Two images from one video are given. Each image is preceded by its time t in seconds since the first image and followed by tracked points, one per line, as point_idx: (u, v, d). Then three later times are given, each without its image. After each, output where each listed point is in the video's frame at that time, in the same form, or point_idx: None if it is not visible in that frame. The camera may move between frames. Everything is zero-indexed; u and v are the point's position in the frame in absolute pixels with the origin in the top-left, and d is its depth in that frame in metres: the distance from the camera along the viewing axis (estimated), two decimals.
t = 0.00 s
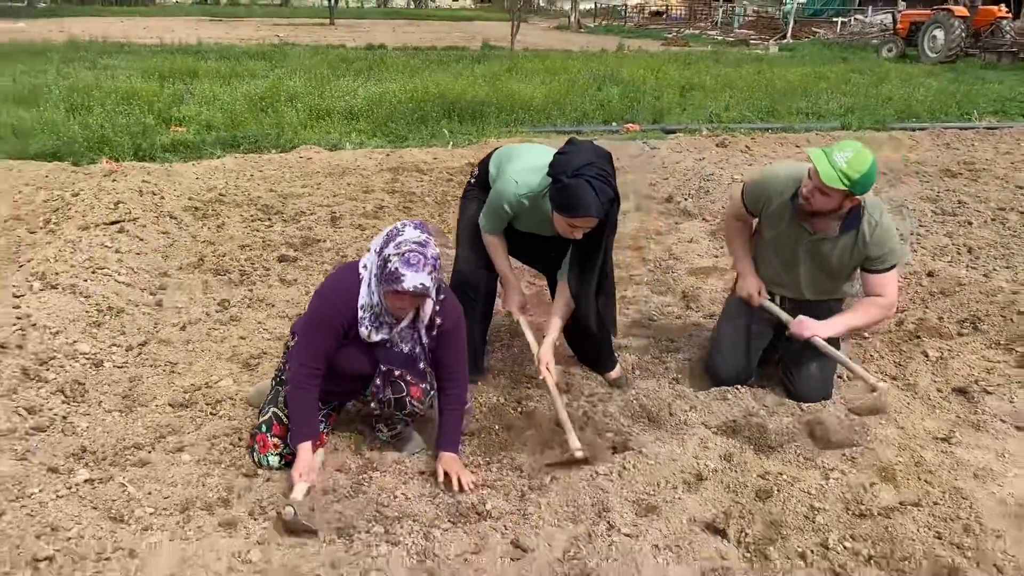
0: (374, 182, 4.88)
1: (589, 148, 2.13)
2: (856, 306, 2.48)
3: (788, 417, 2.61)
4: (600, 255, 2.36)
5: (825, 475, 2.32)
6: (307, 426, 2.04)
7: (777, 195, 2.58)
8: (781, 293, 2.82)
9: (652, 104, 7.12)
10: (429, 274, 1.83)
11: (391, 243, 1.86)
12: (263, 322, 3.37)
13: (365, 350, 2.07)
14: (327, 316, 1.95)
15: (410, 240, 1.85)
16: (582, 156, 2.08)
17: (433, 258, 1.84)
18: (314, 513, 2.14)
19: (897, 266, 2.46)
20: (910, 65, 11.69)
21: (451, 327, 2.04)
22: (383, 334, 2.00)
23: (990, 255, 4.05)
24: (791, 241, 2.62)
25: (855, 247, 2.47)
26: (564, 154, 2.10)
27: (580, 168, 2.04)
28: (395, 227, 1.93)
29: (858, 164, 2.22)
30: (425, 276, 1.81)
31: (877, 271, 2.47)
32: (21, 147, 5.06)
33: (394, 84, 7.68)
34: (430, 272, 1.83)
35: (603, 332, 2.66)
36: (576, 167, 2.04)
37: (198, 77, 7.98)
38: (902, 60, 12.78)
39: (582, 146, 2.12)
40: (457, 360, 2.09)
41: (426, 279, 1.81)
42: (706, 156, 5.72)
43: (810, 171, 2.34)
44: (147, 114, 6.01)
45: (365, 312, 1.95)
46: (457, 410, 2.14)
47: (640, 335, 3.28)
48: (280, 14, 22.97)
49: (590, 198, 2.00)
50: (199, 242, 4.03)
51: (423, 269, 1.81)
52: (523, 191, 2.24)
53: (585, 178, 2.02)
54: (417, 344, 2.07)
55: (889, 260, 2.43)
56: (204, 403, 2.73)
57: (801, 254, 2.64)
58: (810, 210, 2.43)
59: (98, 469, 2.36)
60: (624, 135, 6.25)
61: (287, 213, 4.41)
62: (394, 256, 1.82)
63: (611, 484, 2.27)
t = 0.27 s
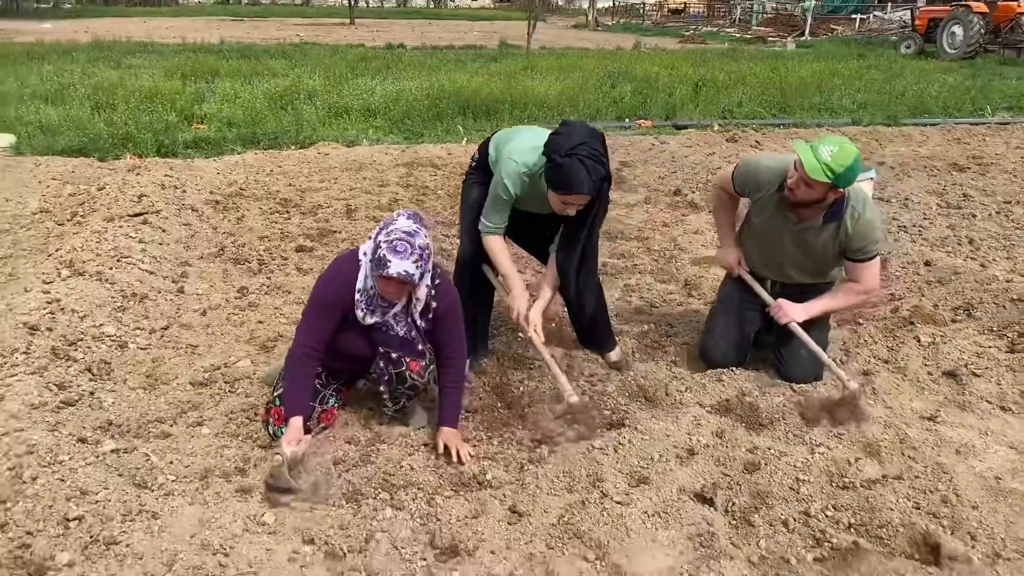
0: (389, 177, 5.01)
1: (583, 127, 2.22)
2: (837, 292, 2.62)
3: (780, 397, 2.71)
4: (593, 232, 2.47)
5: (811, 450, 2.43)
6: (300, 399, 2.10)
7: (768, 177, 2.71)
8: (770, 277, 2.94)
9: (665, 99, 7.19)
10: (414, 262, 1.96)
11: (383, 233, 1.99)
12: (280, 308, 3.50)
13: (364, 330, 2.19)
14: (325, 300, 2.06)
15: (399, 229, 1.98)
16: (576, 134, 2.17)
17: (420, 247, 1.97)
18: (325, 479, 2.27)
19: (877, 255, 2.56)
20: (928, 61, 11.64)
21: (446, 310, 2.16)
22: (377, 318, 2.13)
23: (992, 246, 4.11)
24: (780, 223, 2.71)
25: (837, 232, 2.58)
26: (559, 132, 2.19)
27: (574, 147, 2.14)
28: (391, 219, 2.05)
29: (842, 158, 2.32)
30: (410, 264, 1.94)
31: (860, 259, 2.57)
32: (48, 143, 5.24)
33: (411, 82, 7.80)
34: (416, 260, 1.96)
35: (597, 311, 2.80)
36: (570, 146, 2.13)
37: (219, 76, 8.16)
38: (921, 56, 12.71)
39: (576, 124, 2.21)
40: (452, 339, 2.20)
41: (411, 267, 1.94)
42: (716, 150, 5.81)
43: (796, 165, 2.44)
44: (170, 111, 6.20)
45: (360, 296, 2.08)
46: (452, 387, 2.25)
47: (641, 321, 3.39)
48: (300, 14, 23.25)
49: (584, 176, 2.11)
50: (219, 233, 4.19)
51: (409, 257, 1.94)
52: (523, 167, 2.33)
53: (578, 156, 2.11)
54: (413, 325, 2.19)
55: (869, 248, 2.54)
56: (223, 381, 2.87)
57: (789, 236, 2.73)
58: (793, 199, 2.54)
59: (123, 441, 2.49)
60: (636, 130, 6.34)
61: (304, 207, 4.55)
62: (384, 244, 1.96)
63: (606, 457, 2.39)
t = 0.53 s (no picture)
0: (397, 169, 5.10)
1: (596, 87, 2.31)
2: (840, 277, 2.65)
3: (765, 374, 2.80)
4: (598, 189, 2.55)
5: (792, 424, 2.53)
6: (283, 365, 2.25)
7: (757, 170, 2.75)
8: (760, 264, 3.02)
9: (672, 93, 7.25)
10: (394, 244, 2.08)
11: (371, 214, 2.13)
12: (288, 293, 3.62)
13: (354, 307, 2.33)
14: (315, 275, 2.21)
15: (385, 212, 2.11)
16: (588, 92, 2.27)
17: (402, 231, 2.08)
18: (325, 448, 2.39)
19: (865, 237, 2.64)
20: (940, 55, 11.57)
21: (432, 292, 2.27)
22: (362, 296, 2.26)
23: (988, 234, 4.17)
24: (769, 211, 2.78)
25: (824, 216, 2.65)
26: (573, 90, 2.29)
27: (587, 103, 2.23)
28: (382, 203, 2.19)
29: (819, 148, 2.41)
30: (389, 245, 2.06)
31: (850, 241, 2.65)
32: (65, 137, 5.40)
33: (420, 77, 7.91)
34: (395, 242, 2.07)
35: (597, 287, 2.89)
36: (583, 102, 2.23)
37: (232, 72, 8.31)
38: (934, 50, 12.63)
39: (589, 84, 2.31)
40: (436, 322, 2.30)
41: (389, 248, 2.06)
42: (720, 142, 5.87)
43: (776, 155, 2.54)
44: (184, 107, 6.34)
45: (348, 274, 2.22)
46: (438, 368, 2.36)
47: (637, 305, 3.49)
48: (314, 11, 23.45)
49: (596, 130, 2.19)
50: (231, 222, 4.31)
51: (388, 239, 2.06)
52: (537, 129, 2.41)
53: (593, 112, 2.21)
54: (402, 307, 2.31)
55: (857, 230, 2.62)
56: (232, 360, 2.99)
57: (777, 225, 2.80)
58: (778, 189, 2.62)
59: (137, 414, 2.60)
60: (643, 123, 6.42)
61: (313, 198, 4.66)
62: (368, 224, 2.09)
63: (595, 430, 2.50)
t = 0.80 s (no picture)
0: (404, 165, 5.18)
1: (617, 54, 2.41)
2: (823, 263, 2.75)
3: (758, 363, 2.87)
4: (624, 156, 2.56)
5: (781, 411, 2.62)
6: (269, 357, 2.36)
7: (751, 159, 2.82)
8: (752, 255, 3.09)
9: (678, 90, 7.30)
10: (378, 236, 2.17)
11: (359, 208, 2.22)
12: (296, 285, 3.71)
13: (347, 298, 2.42)
14: (305, 267, 2.29)
15: (371, 205, 2.20)
16: (606, 56, 2.37)
17: (387, 224, 2.17)
18: (331, 432, 2.48)
19: (855, 228, 2.71)
20: (949, 51, 11.56)
21: (422, 284, 2.35)
22: (354, 288, 2.34)
23: (986, 229, 4.22)
24: (763, 202, 2.84)
25: (814, 207, 2.72)
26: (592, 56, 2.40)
27: (602, 66, 2.33)
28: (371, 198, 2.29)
29: (811, 141, 2.48)
30: (373, 237, 2.16)
31: (836, 234, 2.72)
32: (79, 134, 5.53)
33: (428, 75, 7.99)
34: (379, 234, 2.17)
35: (601, 274, 3.00)
36: (599, 65, 2.33)
37: (242, 70, 8.42)
38: (944, 46, 12.59)
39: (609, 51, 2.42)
40: (428, 313, 2.37)
41: (373, 240, 2.16)
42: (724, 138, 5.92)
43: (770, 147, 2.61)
44: (196, 104, 6.46)
45: (340, 266, 2.30)
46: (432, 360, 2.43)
47: (636, 297, 3.57)
48: (325, 8, 23.58)
49: (610, 90, 2.27)
50: (241, 217, 4.41)
51: (372, 231, 2.16)
52: (558, 98, 2.55)
53: (606, 73, 2.29)
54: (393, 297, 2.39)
55: (846, 220, 2.69)
56: (241, 348, 3.07)
57: (769, 216, 2.87)
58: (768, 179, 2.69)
59: (150, 399, 2.67)
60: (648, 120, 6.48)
61: (321, 193, 4.75)
62: (354, 216, 2.19)
63: (590, 416, 2.58)
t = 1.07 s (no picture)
0: (412, 164, 5.23)
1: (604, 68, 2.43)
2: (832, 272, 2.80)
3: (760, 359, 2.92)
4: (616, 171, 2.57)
5: (783, 407, 2.66)
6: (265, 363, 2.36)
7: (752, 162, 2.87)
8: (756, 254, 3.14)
9: (685, 89, 7.33)
10: (366, 239, 2.21)
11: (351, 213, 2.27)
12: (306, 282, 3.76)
13: (346, 299, 2.47)
14: (302, 268, 2.34)
15: (361, 208, 2.24)
16: (592, 70, 2.39)
17: (375, 227, 2.21)
18: (341, 425, 2.54)
19: (858, 226, 2.74)
20: (956, 50, 11.54)
21: (419, 281, 2.40)
22: (350, 289, 2.39)
23: (989, 228, 4.25)
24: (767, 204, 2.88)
25: (817, 207, 2.75)
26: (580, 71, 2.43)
27: (590, 82, 2.35)
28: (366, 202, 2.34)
29: (810, 141, 2.52)
30: (360, 240, 2.20)
31: (842, 232, 2.75)
32: (92, 134, 5.61)
33: (435, 74, 8.05)
34: (367, 237, 2.20)
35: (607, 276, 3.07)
36: (586, 81, 2.35)
37: (252, 69, 8.50)
38: (952, 46, 12.57)
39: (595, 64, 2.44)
40: (428, 308, 2.44)
41: (360, 242, 2.19)
42: (730, 137, 5.95)
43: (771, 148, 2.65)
44: (207, 103, 6.53)
45: (337, 269, 2.34)
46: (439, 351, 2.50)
47: (642, 295, 3.61)
48: (333, 7, 23.69)
49: (600, 105, 2.29)
50: (251, 215, 4.46)
51: (360, 234, 2.20)
52: (550, 118, 2.56)
53: (593, 90, 2.31)
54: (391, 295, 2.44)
55: (850, 219, 2.72)
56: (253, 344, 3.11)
57: (773, 216, 2.91)
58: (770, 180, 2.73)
59: (164, 393, 2.72)
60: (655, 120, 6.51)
61: (331, 192, 4.80)
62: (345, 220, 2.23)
63: (595, 411, 2.63)
